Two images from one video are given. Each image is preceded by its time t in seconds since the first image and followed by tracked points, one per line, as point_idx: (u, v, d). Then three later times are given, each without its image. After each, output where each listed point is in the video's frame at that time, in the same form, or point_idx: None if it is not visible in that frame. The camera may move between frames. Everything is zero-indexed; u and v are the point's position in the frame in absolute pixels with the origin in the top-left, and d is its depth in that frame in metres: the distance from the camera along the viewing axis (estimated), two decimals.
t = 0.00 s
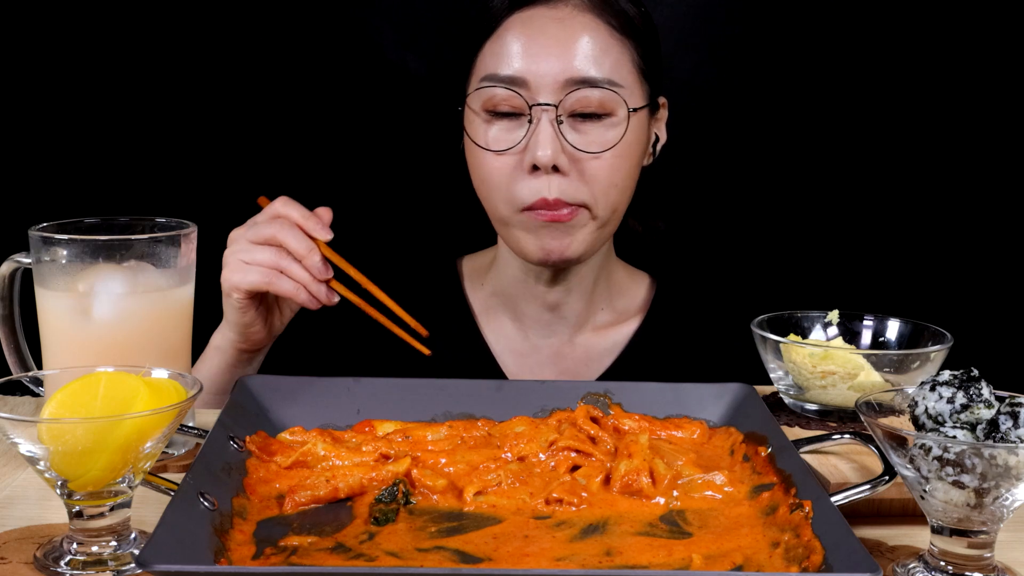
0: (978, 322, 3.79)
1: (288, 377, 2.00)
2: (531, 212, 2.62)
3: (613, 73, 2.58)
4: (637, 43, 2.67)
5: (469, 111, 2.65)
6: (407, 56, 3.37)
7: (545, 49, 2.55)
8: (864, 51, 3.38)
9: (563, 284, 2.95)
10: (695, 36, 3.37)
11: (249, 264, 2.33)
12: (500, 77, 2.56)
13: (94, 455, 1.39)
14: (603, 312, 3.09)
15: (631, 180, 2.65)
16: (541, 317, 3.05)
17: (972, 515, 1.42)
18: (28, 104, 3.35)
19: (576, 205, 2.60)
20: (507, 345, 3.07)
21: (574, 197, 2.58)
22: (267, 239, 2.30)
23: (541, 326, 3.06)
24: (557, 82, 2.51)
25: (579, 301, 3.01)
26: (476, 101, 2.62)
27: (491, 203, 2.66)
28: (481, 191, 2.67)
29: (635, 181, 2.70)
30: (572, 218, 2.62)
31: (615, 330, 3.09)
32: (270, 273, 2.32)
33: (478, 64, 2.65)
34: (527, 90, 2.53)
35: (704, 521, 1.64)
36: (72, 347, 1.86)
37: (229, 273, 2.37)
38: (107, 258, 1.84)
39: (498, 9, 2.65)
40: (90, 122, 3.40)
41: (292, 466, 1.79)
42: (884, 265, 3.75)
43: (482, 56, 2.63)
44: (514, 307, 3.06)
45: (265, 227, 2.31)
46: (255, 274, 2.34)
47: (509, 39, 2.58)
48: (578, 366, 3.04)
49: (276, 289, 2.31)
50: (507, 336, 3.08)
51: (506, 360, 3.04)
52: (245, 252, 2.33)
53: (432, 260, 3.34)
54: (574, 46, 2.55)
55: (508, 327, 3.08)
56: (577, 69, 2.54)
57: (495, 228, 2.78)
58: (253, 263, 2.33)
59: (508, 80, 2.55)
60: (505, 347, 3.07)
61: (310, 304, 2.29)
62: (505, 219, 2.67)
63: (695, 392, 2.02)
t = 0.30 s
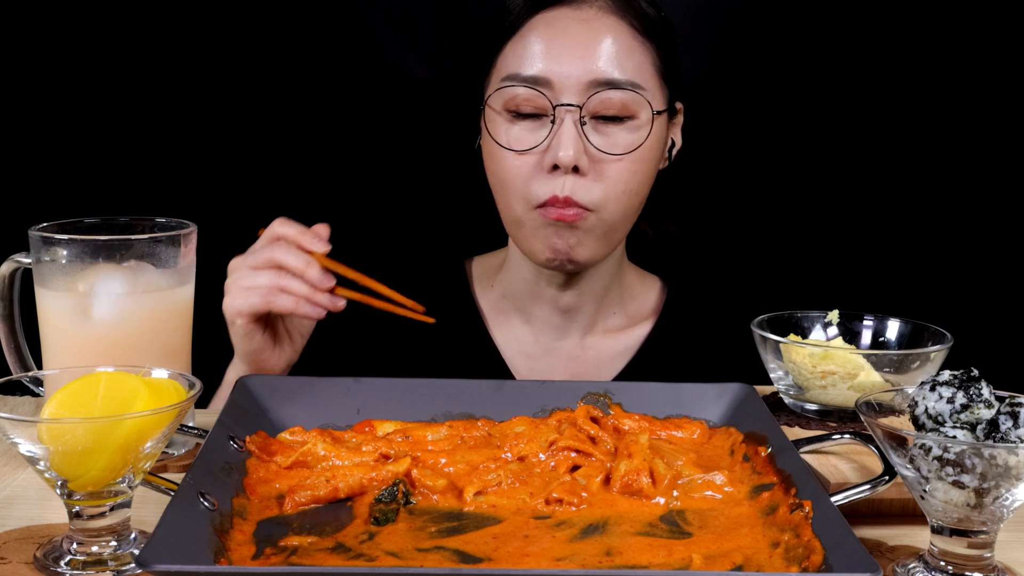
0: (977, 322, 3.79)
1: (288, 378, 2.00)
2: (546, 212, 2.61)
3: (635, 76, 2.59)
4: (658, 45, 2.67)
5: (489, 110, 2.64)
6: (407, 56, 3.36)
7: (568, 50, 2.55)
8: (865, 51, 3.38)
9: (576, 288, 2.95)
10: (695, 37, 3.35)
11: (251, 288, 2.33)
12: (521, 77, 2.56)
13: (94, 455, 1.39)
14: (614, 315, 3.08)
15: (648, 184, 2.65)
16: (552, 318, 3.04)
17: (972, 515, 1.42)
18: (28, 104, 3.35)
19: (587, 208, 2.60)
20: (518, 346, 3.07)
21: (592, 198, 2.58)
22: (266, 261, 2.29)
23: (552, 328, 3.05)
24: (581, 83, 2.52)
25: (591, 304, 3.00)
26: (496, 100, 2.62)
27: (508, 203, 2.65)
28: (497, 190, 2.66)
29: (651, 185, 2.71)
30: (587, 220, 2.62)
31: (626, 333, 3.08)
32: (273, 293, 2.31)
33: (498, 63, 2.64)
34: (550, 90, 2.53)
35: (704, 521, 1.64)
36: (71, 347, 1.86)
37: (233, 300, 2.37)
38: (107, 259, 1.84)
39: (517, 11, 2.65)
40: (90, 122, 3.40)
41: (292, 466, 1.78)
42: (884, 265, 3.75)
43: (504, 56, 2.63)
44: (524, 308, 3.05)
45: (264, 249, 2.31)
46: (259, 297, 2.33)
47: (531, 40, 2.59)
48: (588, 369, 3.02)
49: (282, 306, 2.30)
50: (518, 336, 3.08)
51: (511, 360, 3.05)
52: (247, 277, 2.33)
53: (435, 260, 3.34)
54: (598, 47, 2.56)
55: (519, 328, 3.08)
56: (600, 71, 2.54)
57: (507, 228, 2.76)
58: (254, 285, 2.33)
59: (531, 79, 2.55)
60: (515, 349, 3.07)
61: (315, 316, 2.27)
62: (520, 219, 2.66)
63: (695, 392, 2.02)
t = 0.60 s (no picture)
0: (977, 322, 3.79)
1: (287, 377, 2.00)
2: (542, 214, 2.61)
3: (633, 79, 2.58)
4: (659, 49, 2.66)
5: (488, 113, 2.65)
6: (408, 56, 3.37)
7: (565, 52, 2.55)
8: (866, 51, 3.38)
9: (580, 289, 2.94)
10: (695, 37, 3.36)
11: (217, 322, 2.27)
12: (519, 80, 2.56)
13: (94, 456, 1.39)
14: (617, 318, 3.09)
15: (647, 188, 2.65)
16: (554, 321, 3.03)
17: (972, 515, 1.42)
18: (28, 104, 3.35)
19: (586, 212, 2.60)
20: (522, 350, 3.06)
21: (588, 202, 2.58)
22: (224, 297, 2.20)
23: (555, 330, 3.05)
24: (577, 86, 2.52)
25: (594, 307, 3.00)
26: (495, 103, 2.62)
27: (506, 206, 2.66)
28: (495, 192, 2.67)
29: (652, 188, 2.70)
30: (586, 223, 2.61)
31: (629, 335, 3.09)
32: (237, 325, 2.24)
33: (496, 67, 2.65)
34: (546, 93, 2.53)
35: (704, 521, 1.64)
36: (72, 347, 1.86)
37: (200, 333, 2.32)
38: (107, 259, 1.84)
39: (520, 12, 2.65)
40: (90, 121, 3.40)
41: (291, 465, 1.79)
42: (884, 265, 3.75)
43: (502, 58, 2.64)
44: (527, 310, 3.05)
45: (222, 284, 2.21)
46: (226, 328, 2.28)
47: (529, 42, 2.58)
48: (593, 370, 3.02)
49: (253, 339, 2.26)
50: (521, 340, 3.08)
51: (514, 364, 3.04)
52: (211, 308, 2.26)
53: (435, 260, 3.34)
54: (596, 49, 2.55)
55: (522, 331, 3.08)
56: (597, 74, 2.54)
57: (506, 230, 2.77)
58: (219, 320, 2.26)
59: (528, 83, 2.55)
60: (519, 352, 3.06)
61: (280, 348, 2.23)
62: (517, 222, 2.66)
63: (695, 392, 2.02)
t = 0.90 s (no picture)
0: (977, 322, 3.79)
1: (288, 378, 2.00)
2: (540, 216, 2.61)
3: (635, 81, 2.58)
4: (659, 49, 2.66)
5: (490, 114, 2.65)
6: (407, 56, 3.37)
7: (568, 53, 2.54)
8: (866, 51, 3.38)
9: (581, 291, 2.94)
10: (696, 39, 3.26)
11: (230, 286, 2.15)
12: (520, 81, 2.55)
13: (94, 456, 1.39)
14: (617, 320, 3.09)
15: (646, 192, 2.65)
16: (556, 321, 3.02)
17: (972, 515, 1.42)
18: (28, 105, 3.35)
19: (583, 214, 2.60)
20: (523, 350, 3.07)
21: (587, 205, 2.58)
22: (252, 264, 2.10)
23: (557, 331, 3.04)
24: (577, 88, 2.51)
25: (594, 309, 3.00)
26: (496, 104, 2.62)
27: (504, 207, 2.66)
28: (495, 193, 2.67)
29: (650, 192, 2.71)
30: (582, 227, 2.62)
31: (629, 337, 3.10)
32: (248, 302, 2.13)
33: (499, 67, 2.65)
34: (547, 95, 2.53)
35: (704, 521, 1.64)
36: (72, 347, 1.86)
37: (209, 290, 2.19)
38: (107, 258, 1.84)
39: (523, 12, 2.66)
40: (91, 122, 3.41)
41: (291, 466, 1.78)
42: (884, 265, 3.75)
43: (504, 59, 2.63)
44: (528, 311, 3.06)
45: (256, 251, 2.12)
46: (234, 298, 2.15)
47: (531, 43, 2.58)
48: (593, 371, 3.03)
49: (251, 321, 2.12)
50: (523, 341, 3.08)
51: (519, 362, 3.04)
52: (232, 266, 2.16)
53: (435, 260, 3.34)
54: (598, 51, 2.54)
55: (524, 332, 3.08)
56: (598, 75, 2.53)
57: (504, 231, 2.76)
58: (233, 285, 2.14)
59: (529, 84, 2.54)
60: (521, 352, 3.06)
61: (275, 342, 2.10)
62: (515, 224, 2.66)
63: (695, 392, 2.02)
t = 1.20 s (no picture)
0: (977, 321, 3.79)
1: (287, 378, 2.00)
2: (547, 216, 2.62)
3: (643, 84, 2.57)
4: (668, 51, 2.66)
5: (497, 114, 2.65)
6: (406, 55, 3.37)
7: (578, 56, 2.54)
8: (867, 51, 3.38)
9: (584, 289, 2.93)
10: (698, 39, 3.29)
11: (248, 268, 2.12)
12: (528, 82, 2.56)
13: (94, 456, 1.39)
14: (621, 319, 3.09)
15: (653, 194, 2.65)
16: (560, 321, 3.02)
17: (972, 515, 1.42)
18: (28, 104, 3.35)
19: (590, 216, 2.60)
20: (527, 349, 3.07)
21: (593, 206, 2.58)
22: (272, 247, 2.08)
23: (559, 331, 3.04)
24: (586, 91, 2.51)
25: (598, 309, 3.00)
26: (505, 104, 2.62)
27: (511, 206, 2.67)
28: (502, 193, 2.68)
29: (658, 193, 2.70)
30: (589, 227, 2.62)
31: (633, 336, 3.09)
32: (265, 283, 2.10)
33: (507, 68, 2.66)
34: (555, 97, 2.53)
35: (704, 521, 1.64)
36: (71, 347, 1.86)
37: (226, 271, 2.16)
38: (107, 259, 1.84)
39: (531, 13, 2.66)
40: (91, 121, 3.41)
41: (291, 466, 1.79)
42: (885, 265, 3.74)
43: (513, 59, 2.64)
44: (532, 310, 3.05)
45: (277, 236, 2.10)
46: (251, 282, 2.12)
47: (540, 45, 2.58)
48: (595, 371, 3.03)
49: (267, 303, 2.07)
50: (527, 340, 3.08)
51: (525, 360, 3.05)
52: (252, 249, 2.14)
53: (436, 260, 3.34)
54: (607, 53, 2.54)
55: (528, 331, 3.08)
56: (607, 78, 2.53)
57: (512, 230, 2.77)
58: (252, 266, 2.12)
59: (537, 86, 2.55)
60: (526, 352, 3.07)
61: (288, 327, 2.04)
62: (523, 223, 2.67)
63: (695, 392, 2.02)
